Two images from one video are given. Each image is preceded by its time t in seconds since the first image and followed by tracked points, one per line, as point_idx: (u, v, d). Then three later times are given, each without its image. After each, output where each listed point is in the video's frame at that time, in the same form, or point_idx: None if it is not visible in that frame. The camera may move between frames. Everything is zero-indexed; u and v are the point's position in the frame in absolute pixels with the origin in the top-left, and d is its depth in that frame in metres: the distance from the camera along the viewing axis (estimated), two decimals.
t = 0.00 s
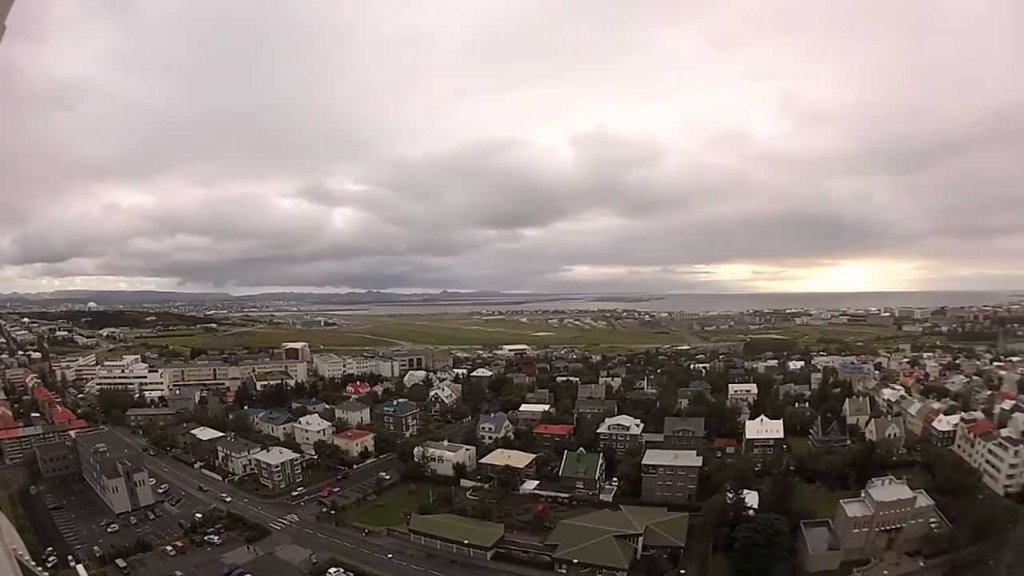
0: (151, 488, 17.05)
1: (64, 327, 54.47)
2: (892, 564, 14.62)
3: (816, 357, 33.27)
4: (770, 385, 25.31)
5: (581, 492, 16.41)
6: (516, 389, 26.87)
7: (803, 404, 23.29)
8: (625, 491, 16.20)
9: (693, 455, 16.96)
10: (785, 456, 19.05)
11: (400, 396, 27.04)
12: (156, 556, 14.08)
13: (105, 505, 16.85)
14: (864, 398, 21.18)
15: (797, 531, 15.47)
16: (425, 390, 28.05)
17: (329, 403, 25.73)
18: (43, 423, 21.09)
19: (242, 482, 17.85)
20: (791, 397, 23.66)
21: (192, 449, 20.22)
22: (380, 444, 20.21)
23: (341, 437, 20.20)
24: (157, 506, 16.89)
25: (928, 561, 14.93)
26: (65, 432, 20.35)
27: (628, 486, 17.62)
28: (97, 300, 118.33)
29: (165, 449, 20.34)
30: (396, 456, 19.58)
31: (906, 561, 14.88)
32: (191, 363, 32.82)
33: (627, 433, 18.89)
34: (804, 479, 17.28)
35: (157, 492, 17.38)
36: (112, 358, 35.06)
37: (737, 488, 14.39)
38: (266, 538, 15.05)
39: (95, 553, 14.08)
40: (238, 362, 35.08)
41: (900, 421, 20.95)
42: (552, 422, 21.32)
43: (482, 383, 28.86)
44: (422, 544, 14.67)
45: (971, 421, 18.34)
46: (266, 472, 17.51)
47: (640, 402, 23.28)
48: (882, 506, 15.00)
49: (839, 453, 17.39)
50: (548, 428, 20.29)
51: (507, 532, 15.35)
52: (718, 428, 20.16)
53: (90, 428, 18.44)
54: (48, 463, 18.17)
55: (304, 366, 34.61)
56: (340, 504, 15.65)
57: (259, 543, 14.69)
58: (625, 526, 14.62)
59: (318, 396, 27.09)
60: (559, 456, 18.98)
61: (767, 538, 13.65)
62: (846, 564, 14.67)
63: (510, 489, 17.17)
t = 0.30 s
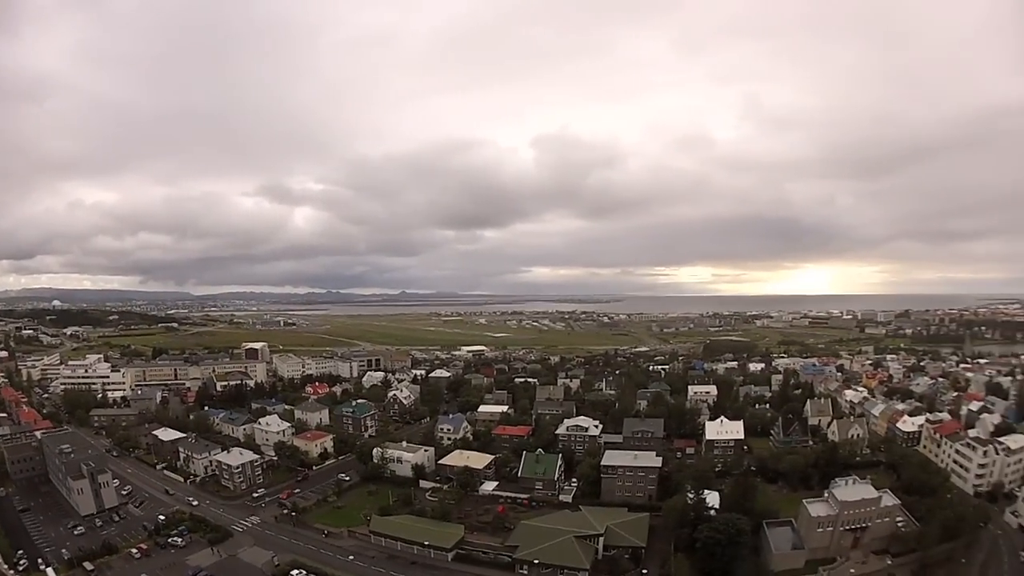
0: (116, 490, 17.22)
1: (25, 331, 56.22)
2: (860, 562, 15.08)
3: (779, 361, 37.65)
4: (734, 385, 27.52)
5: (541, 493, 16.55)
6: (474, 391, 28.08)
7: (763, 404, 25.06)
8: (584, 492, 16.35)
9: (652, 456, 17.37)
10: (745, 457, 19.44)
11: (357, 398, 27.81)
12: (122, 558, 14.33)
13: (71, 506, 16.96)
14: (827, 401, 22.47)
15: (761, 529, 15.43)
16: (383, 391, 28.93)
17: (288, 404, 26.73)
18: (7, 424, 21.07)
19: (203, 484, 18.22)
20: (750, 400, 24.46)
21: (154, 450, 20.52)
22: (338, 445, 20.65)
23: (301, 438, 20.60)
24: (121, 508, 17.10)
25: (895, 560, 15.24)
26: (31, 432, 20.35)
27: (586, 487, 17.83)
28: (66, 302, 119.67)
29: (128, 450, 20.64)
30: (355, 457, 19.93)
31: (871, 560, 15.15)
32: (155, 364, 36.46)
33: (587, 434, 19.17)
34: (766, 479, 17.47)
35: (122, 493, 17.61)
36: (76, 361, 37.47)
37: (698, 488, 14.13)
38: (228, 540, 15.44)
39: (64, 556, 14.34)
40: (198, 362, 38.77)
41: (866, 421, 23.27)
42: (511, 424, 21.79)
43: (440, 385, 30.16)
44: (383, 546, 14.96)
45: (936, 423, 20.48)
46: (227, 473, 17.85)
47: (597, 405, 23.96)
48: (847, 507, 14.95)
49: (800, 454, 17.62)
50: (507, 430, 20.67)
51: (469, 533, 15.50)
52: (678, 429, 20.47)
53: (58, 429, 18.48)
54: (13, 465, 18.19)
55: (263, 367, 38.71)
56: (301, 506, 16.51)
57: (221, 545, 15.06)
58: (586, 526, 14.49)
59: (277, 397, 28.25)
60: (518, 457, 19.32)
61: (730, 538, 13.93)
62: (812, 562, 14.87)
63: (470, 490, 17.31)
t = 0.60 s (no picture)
0: (85, 495, 17.12)
1: None
2: (829, 555, 15.07)
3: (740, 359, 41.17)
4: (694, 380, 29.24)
5: (504, 492, 16.62)
6: (433, 391, 29.67)
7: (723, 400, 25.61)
8: (548, 490, 16.40)
9: (616, 454, 17.35)
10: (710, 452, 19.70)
11: (318, 397, 28.96)
12: (93, 565, 14.23)
13: (41, 513, 16.85)
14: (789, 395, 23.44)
15: (727, 522, 15.33)
16: (343, 391, 30.14)
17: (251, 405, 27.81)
18: None
19: (170, 487, 18.21)
20: (715, 395, 25.26)
21: (120, 454, 20.53)
22: (300, 446, 20.88)
23: (263, 439, 20.71)
24: (90, 513, 17.02)
25: (865, 552, 15.31)
26: None
27: (550, 485, 17.77)
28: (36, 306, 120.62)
29: (95, 454, 20.69)
30: (317, 457, 20.09)
31: (841, 552, 15.18)
32: (116, 368, 37.89)
33: (547, 432, 19.86)
34: (731, 474, 17.50)
35: (90, 498, 17.53)
36: (40, 365, 38.42)
37: (662, 484, 14.00)
38: (196, 543, 15.43)
39: (37, 563, 14.28)
40: (161, 365, 40.50)
41: (832, 415, 24.72)
42: (472, 422, 22.09)
43: (400, 385, 31.69)
44: (349, 546, 14.98)
45: (903, 417, 21.22)
46: (192, 476, 17.84)
47: (557, 403, 24.79)
48: (813, 500, 14.88)
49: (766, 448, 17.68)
50: (468, 429, 20.93)
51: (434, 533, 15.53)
52: (638, 426, 21.05)
53: (25, 435, 18.36)
54: None
55: (224, 369, 40.47)
56: (266, 507, 16.56)
57: (190, 549, 15.03)
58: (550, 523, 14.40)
59: (239, 399, 29.44)
60: (481, 455, 19.53)
61: (696, 532, 14.02)
62: (779, 555, 14.93)
63: (433, 489, 17.30)
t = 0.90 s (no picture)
0: (54, 499, 17.04)
1: None
2: (796, 553, 15.09)
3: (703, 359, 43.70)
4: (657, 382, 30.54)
5: (465, 493, 16.74)
6: (393, 392, 31.05)
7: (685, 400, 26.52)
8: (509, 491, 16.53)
9: (577, 455, 17.50)
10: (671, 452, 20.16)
11: (280, 400, 29.77)
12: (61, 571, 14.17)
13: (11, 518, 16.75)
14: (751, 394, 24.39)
15: (691, 522, 15.32)
16: (304, 392, 31.08)
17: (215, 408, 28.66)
18: None
19: (135, 490, 18.24)
20: (675, 395, 26.42)
21: (86, 457, 20.59)
22: (263, 448, 20.97)
23: (225, 441, 20.77)
24: (60, 518, 16.96)
25: (833, 548, 15.38)
26: None
27: (512, 485, 17.90)
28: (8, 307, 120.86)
29: (63, 458, 20.79)
30: (279, 459, 20.24)
31: (808, 549, 15.22)
32: (82, 370, 38.77)
33: (508, 433, 19.97)
34: (694, 474, 17.66)
35: (58, 502, 17.48)
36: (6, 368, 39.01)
37: (623, 484, 14.00)
38: (163, 547, 15.42)
39: (10, 569, 14.23)
40: (125, 366, 41.50)
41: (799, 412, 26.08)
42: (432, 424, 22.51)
43: (360, 386, 32.93)
44: (314, 549, 15.01)
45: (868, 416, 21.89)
46: (156, 480, 17.85)
47: (516, 404, 25.93)
48: (777, 498, 14.84)
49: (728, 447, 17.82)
50: (427, 431, 21.17)
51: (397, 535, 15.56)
52: (597, 426, 22.00)
53: None
54: None
55: (187, 371, 41.62)
56: (230, 510, 16.57)
57: (157, 553, 15.02)
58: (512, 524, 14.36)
59: (202, 401, 30.37)
60: (441, 455, 19.73)
61: (660, 531, 14.10)
62: (744, 553, 14.92)
63: (395, 490, 17.33)
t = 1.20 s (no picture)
0: (23, 505, 16.93)
1: None
2: (762, 549, 15.19)
3: (662, 357, 45.15)
4: (617, 380, 31.84)
5: (427, 493, 16.83)
6: (354, 392, 32.23)
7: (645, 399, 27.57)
8: (471, 491, 16.66)
9: (537, 454, 17.62)
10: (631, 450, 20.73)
11: (242, 402, 30.35)
12: None
13: None
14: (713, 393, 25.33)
15: (654, 520, 15.33)
16: (265, 394, 31.77)
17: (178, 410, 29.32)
18: None
19: (102, 495, 18.23)
20: (635, 394, 27.63)
21: (54, 462, 20.62)
22: (226, 450, 21.12)
23: (188, 445, 20.90)
24: (30, 523, 16.88)
25: (800, 544, 15.50)
26: None
27: (473, 485, 18.03)
28: None
29: (32, 463, 20.93)
30: (241, 462, 20.37)
31: (775, 545, 15.33)
32: (47, 373, 39.07)
33: (469, 433, 20.28)
34: (656, 472, 17.85)
35: (29, 508, 17.41)
36: None
37: (585, 483, 14.04)
38: (131, 552, 15.41)
39: None
40: (90, 368, 41.87)
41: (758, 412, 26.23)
42: (393, 424, 23.05)
43: (321, 386, 33.94)
44: (279, 551, 14.99)
45: (834, 414, 22.18)
46: (123, 484, 17.85)
47: (476, 403, 26.81)
48: (741, 495, 14.83)
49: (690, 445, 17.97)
50: (386, 431, 21.60)
51: (361, 537, 15.60)
52: (557, 425, 22.77)
53: None
54: None
55: (150, 373, 42.21)
56: (196, 513, 16.58)
57: (127, 558, 15.00)
58: (475, 524, 14.37)
59: (166, 403, 31.11)
60: (403, 456, 19.91)
61: (623, 530, 14.19)
62: (710, 550, 14.98)
63: (357, 492, 17.35)
